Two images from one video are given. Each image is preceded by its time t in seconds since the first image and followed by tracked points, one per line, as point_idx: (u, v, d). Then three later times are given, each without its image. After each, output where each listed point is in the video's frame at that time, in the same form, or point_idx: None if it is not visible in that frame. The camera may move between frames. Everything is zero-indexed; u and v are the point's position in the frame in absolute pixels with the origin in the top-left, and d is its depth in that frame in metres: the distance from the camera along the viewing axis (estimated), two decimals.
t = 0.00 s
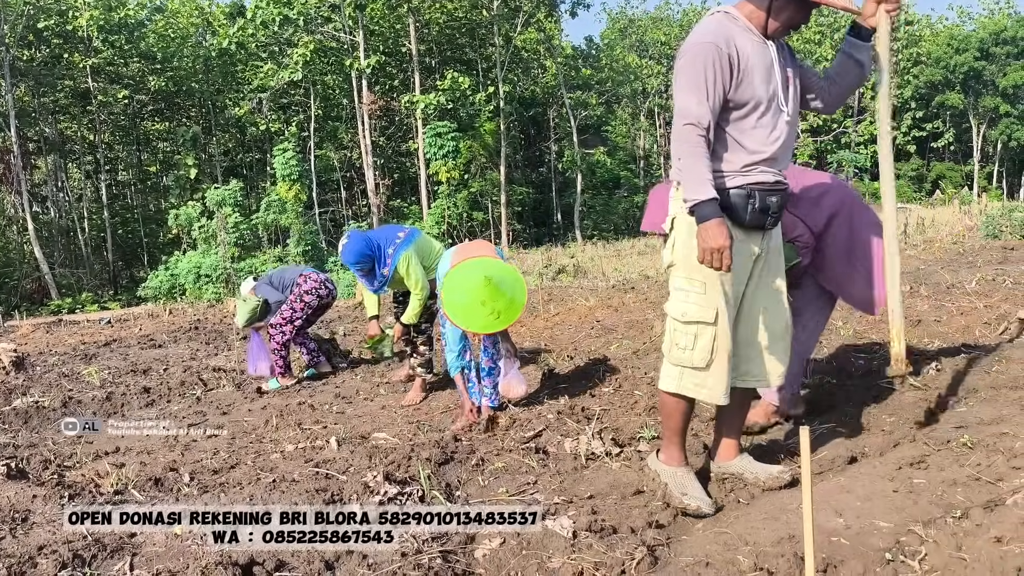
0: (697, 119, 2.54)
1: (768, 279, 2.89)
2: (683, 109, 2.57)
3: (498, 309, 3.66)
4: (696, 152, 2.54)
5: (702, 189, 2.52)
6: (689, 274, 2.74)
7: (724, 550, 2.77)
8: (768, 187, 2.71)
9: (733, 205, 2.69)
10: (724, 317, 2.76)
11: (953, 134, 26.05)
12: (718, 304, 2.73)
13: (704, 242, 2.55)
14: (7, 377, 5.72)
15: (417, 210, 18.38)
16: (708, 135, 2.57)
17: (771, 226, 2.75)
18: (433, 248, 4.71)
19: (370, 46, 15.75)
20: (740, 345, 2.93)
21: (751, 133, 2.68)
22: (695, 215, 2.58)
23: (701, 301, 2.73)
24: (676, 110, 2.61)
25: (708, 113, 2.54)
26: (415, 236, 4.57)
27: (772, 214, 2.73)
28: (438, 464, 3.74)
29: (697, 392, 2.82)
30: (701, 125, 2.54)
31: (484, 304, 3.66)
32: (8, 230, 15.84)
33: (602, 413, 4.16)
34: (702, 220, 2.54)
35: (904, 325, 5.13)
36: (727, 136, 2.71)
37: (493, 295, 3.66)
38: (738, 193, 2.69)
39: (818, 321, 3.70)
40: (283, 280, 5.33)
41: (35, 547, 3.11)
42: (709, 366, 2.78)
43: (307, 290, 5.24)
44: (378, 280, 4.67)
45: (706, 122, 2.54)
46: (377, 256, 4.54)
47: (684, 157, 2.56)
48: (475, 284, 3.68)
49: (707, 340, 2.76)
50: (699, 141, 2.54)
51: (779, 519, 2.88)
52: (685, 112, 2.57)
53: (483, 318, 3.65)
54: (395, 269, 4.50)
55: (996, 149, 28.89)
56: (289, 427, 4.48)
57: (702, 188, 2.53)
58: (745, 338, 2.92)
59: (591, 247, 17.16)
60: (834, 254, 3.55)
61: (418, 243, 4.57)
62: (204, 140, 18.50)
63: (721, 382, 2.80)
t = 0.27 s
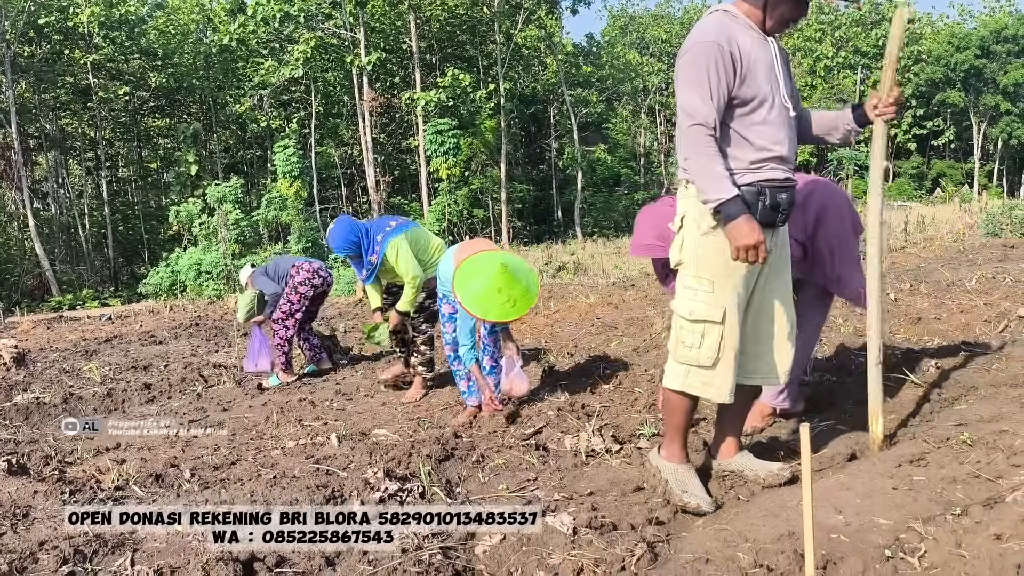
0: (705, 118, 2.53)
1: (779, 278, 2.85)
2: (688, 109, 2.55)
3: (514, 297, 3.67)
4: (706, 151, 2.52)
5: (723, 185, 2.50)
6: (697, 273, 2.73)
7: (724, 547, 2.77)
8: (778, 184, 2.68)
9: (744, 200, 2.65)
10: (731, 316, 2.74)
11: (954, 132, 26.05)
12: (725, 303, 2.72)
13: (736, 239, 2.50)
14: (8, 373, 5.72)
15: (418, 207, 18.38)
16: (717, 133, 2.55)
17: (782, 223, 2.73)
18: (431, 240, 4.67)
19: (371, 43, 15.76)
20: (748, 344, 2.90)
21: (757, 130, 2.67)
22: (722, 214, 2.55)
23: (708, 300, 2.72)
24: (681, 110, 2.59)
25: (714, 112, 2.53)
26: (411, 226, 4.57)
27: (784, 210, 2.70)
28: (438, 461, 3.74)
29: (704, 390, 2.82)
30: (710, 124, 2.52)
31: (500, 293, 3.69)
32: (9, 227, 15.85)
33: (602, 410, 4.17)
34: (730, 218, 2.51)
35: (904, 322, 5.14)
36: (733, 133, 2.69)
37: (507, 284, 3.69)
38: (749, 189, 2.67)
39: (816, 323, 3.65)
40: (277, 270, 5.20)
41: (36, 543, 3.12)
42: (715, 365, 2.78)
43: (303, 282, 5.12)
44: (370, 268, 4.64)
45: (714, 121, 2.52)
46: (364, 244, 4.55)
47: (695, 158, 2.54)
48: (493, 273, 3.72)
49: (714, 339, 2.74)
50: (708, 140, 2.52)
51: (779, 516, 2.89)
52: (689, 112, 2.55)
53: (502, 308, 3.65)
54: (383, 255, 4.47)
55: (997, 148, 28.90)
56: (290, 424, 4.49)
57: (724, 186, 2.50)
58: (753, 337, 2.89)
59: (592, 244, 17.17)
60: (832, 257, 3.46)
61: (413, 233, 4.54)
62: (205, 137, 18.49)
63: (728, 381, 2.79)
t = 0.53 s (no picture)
0: (701, 117, 2.51)
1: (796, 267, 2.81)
2: (686, 108, 2.54)
3: (525, 292, 3.67)
4: (700, 150, 2.50)
5: (711, 183, 2.48)
6: (720, 270, 2.66)
7: (725, 544, 2.78)
8: (786, 181, 2.67)
9: (750, 200, 2.65)
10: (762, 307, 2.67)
11: (955, 130, 26.04)
12: (755, 294, 2.64)
13: (716, 237, 2.50)
14: (10, 369, 5.73)
15: (419, 204, 18.37)
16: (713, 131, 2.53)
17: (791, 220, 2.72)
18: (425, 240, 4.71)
19: (373, 40, 15.76)
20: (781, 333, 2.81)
21: (761, 127, 2.63)
22: (707, 211, 2.54)
23: (738, 295, 2.64)
24: (680, 108, 2.57)
25: (711, 110, 2.51)
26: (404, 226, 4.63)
27: (791, 207, 2.69)
28: (439, 457, 3.75)
29: (742, 385, 2.74)
30: (705, 122, 2.51)
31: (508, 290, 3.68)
32: (11, 223, 15.83)
33: (602, 408, 4.17)
34: (713, 216, 2.49)
35: (905, 320, 5.14)
36: (734, 130, 2.65)
37: (523, 278, 3.67)
38: (753, 188, 2.65)
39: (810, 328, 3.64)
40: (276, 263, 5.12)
41: (39, 538, 3.13)
42: (754, 359, 2.68)
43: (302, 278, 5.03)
44: (362, 264, 4.64)
45: (709, 119, 2.51)
46: (356, 240, 4.60)
47: (689, 156, 2.52)
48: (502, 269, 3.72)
49: (749, 333, 2.66)
50: (703, 139, 2.50)
51: (779, 513, 2.89)
52: (688, 111, 2.53)
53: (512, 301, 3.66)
54: (375, 251, 4.52)
55: (998, 146, 28.88)
56: (291, 420, 4.49)
57: (712, 184, 2.48)
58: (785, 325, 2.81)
59: (594, 241, 17.17)
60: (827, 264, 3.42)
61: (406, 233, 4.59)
62: (206, 134, 18.47)
63: (765, 373, 2.71)
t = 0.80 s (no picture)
0: (701, 117, 2.54)
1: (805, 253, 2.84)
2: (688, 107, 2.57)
3: (520, 287, 3.69)
4: (698, 150, 2.52)
5: (696, 189, 2.48)
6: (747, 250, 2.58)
7: (726, 541, 2.78)
8: (797, 175, 2.68)
9: (762, 194, 2.66)
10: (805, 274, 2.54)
11: (958, 128, 25.99)
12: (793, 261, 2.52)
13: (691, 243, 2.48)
14: (12, 365, 5.74)
15: (420, 201, 18.35)
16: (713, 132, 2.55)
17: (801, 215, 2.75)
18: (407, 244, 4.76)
19: (374, 37, 15.75)
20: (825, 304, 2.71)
21: (770, 125, 2.63)
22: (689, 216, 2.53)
23: (776, 266, 2.52)
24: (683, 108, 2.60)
25: (712, 110, 2.53)
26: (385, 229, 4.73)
27: (802, 202, 2.70)
28: (441, 454, 3.75)
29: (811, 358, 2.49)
30: (704, 123, 2.53)
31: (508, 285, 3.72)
32: (13, 219, 15.85)
33: (604, 404, 4.16)
34: (692, 220, 2.48)
35: (908, 317, 5.14)
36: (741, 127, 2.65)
37: (521, 273, 3.70)
38: (762, 182, 2.66)
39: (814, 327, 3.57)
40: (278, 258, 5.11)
41: (41, 534, 3.16)
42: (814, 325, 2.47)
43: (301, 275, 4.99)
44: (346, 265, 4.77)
45: (709, 119, 2.53)
46: (339, 240, 4.77)
47: (686, 156, 2.54)
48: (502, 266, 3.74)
49: (803, 300, 2.48)
50: (701, 140, 2.53)
51: (781, 511, 2.90)
52: (691, 110, 2.56)
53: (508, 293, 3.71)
54: (355, 252, 4.65)
55: (1001, 143, 28.81)
56: (293, 417, 4.50)
57: (699, 189, 2.48)
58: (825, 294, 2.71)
59: (596, 238, 17.17)
60: (819, 258, 3.34)
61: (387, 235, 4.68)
62: (208, 130, 18.47)
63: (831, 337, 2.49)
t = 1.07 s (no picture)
0: (726, 123, 2.45)
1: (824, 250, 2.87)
2: (712, 110, 2.49)
3: (498, 291, 3.59)
4: (722, 157, 2.44)
5: (722, 204, 2.38)
6: (773, 265, 2.59)
7: (728, 539, 2.78)
8: (823, 181, 2.66)
9: (787, 200, 2.64)
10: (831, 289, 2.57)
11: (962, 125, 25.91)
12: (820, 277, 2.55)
13: (718, 261, 2.40)
14: (13, 362, 5.73)
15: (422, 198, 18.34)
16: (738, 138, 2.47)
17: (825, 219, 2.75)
18: (380, 240, 4.75)
19: (376, 33, 15.74)
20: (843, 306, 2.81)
21: (795, 128, 2.58)
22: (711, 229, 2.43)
23: (803, 282, 2.54)
24: (707, 110, 2.53)
25: (738, 117, 2.45)
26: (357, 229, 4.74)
27: (826, 208, 2.71)
28: (442, 452, 3.74)
29: (840, 378, 2.56)
30: (728, 129, 2.45)
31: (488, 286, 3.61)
32: (15, 216, 15.87)
33: (607, 402, 4.15)
34: (717, 235, 2.38)
35: (911, 316, 5.12)
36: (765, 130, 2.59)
37: (500, 274, 3.61)
38: (787, 188, 2.62)
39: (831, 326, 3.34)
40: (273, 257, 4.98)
41: (42, 531, 3.17)
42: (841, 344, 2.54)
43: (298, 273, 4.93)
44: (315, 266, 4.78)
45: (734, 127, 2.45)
46: (306, 243, 4.77)
47: (709, 164, 2.45)
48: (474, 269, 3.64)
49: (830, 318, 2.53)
50: (726, 147, 2.45)
51: (783, 510, 2.90)
52: (716, 114, 2.48)
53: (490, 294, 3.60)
54: (322, 253, 4.65)
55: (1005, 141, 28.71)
56: (295, 414, 4.49)
57: (723, 203, 2.38)
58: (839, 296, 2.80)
59: (598, 235, 17.14)
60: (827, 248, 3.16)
61: (355, 234, 4.69)
62: (210, 127, 18.47)
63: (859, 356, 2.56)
